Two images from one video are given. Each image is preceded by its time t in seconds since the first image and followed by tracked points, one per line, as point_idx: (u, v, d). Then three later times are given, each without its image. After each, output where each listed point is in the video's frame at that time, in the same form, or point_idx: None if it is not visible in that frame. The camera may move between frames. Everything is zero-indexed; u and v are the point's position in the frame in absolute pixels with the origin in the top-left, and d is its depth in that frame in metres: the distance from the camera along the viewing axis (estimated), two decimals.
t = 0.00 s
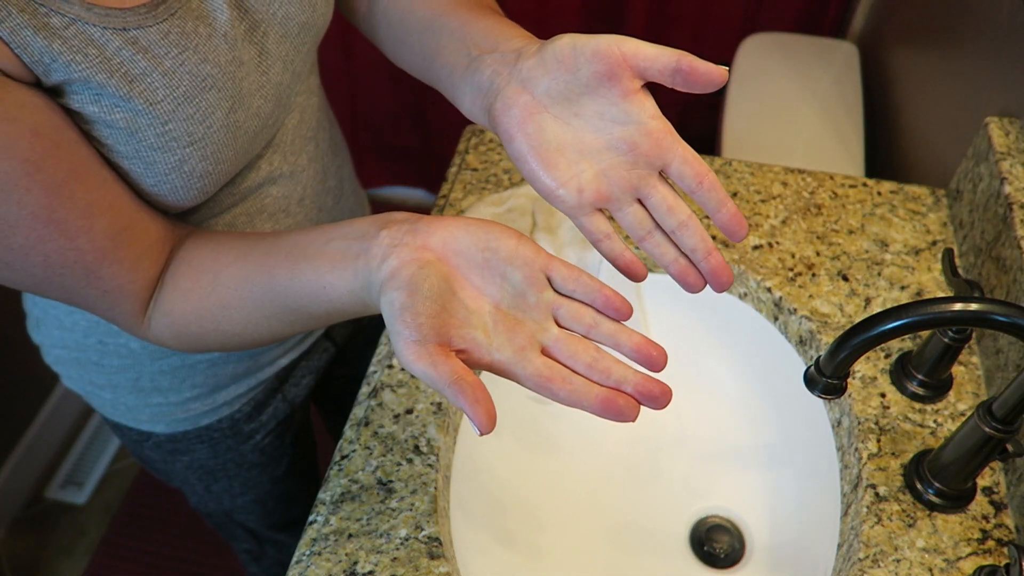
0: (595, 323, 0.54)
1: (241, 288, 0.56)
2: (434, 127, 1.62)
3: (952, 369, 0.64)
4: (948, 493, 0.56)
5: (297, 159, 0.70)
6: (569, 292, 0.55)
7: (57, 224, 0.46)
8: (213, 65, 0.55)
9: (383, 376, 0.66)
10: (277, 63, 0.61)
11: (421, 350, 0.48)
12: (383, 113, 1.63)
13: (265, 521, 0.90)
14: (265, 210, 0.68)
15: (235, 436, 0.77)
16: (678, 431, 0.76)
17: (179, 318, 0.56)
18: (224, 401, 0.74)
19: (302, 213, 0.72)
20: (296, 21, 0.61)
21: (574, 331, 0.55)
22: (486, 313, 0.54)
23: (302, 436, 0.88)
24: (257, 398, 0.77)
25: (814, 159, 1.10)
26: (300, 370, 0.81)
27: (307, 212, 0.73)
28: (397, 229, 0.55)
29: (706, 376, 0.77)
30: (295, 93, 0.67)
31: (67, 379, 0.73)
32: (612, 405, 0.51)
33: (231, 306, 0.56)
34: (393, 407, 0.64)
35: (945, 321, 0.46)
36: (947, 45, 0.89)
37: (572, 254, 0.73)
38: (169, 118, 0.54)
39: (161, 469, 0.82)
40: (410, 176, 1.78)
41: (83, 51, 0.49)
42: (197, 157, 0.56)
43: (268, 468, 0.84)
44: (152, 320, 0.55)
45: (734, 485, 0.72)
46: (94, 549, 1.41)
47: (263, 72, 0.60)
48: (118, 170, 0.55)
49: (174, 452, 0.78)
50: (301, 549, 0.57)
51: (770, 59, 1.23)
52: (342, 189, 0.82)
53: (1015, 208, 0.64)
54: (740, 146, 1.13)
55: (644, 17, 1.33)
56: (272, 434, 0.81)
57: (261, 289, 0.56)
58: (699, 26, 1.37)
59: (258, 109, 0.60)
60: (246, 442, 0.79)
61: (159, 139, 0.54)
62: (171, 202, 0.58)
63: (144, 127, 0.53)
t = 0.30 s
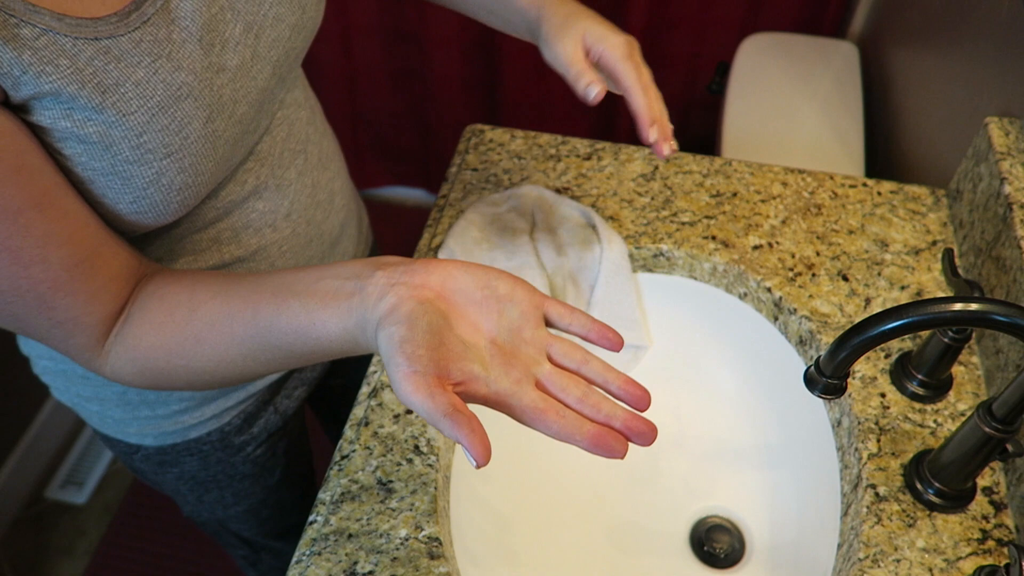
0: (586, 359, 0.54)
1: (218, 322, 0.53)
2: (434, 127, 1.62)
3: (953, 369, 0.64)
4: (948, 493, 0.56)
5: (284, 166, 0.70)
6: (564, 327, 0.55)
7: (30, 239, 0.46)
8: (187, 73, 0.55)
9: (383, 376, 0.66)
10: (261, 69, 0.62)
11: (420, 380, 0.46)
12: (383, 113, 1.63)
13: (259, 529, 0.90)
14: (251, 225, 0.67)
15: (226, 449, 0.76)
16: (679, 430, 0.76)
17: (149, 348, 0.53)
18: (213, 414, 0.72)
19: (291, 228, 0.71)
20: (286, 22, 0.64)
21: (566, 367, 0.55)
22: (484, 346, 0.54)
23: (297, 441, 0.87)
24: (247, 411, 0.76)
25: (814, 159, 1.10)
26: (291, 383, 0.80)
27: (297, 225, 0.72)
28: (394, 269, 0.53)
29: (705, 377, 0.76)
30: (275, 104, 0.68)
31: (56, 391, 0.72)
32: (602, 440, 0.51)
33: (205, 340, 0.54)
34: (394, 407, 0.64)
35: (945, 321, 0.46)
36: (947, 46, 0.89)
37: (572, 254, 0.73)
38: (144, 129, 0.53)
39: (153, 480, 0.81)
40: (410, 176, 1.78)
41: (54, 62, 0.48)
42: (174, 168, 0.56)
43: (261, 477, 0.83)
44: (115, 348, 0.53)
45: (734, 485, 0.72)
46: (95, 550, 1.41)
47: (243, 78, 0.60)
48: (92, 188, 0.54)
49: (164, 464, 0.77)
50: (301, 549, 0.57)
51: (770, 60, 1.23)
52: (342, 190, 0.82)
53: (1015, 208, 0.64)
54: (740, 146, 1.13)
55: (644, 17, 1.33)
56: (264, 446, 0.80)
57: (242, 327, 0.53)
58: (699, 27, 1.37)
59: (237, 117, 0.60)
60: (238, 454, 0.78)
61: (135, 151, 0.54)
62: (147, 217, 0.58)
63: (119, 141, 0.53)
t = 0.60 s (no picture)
0: (579, 378, 0.54)
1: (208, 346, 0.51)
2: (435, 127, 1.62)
3: (952, 369, 0.64)
4: (948, 493, 0.56)
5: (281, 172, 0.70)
6: (555, 350, 0.55)
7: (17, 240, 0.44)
8: (186, 88, 0.54)
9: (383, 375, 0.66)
10: (257, 90, 0.62)
11: (434, 396, 0.45)
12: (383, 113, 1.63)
13: (256, 538, 0.89)
14: (237, 239, 0.66)
15: (220, 462, 0.75)
16: (679, 430, 0.76)
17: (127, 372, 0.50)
18: (204, 428, 0.71)
19: (280, 237, 0.70)
20: (283, 43, 0.64)
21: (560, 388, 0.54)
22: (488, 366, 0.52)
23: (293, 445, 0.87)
24: (239, 423, 0.74)
25: (814, 159, 1.10)
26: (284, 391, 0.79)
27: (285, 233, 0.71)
28: (400, 300, 0.53)
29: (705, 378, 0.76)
30: (266, 121, 0.67)
31: (41, 414, 0.71)
32: (601, 450, 0.50)
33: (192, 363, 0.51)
34: (393, 406, 0.64)
35: (946, 320, 0.46)
36: (947, 46, 0.89)
37: (571, 253, 0.73)
38: (140, 144, 0.52)
39: (146, 496, 0.80)
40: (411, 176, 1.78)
41: (52, 73, 0.47)
42: (168, 184, 0.55)
43: (256, 488, 0.82)
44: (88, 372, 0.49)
45: (734, 485, 0.72)
46: (95, 550, 1.41)
47: (239, 96, 0.60)
48: (82, 205, 0.53)
49: (157, 482, 0.75)
50: (301, 549, 0.57)
51: (770, 60, 1.23)
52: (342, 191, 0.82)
53: (1015, 208, 0.64)
54: (741, 146, 1.13)
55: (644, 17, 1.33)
56: (259, 455, 0.79)
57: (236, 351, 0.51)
58: (698, 27, 1.38)
59: (232, 134, 0.60)
60: (233, 466, 0.76)
61: (129, 167, 0.53)
62: (135, 236, 0.57)
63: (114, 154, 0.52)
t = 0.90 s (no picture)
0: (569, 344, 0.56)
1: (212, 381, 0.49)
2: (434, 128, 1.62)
3: (952, 369, 0.64)
4: (947, 493, 0.56)
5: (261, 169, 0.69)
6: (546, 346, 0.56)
7: None
8: (166, 102, 0.54)
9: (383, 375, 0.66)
10: (241, 106, 0.61)
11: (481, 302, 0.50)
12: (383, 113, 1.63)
13: (247, 551, 0.89)
14: (217, 253, 0.65)
15: (205, 480, 0.75)
16: (679, 430, 0.76)
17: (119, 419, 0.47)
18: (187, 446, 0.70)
19: (261, 254, 0.69)
20: (269, 61, 0.63)
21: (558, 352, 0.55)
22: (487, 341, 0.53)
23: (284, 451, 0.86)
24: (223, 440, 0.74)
25: (813, 159, 1.10)
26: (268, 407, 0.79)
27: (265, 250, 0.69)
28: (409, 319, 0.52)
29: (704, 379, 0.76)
30: (251, 136, 0.66)
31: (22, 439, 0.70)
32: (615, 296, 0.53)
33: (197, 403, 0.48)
34: (394, 406, 0.64)
35: (946, 321, 0.46)
36: (947, 47, 0.89)
37: (573, 259, 0.71)
38: (118, 159, 0.51)
39: (133, 515, 0.80)
40: (410, 176, 1.78)
41: (31, 85, 0.46)
42: (147, 201, 0.54)
43: (244, 504, 0.82)
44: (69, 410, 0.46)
45: (734, 485, 0.72)
46: (95, 550, 1.41)
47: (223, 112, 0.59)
48: (59, 225, 0.52)
49: (142, 500, 0.75)
50: (301, 549, 0.57)
51: (770, 59, 1.23)
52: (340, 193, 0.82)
53: (1015, 208, 0.64)
54: (740, 145, 1.13)
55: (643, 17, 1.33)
56: (245, 472, 0.78)
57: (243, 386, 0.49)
58: (697, 27, 1.38)
59: (214, 149, 0.59)
60: (219, 483, 0.76)
61: (107, 182, 0.52)
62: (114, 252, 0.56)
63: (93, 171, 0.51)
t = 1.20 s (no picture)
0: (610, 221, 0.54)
1: (291, 343, 0.42)
2: (435, 128, 1.62)
3: (952, 369, 0.64)
4: (948, 493, 0.56)
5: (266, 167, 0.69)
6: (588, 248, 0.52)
7: None
8: (162, 76, 0.52)
9: (382, 375, 0.66)
10: (236, 83, 0.59)
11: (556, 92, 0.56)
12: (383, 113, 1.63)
13: (249, 556, 0.89)
14: (220, 250, 0.65)
15: (208, 487, 0.74)
16: (679, 430, 0.76)
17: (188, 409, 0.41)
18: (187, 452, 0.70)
19: (262, 255, 0.69)
20: (259, 39, 0.61)
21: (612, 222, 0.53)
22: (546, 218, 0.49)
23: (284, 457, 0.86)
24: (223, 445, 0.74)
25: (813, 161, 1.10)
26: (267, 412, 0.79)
27: (267, 252, 0.69)
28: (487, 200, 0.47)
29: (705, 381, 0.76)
30: (246, 124, 0.65)
31: (23, 445, 0.71)
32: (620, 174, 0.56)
33: (275, 372, 0.42)
34: (394, 407, 0.64)
35: (946, 320, 0.46)
36: (948, 46, 0.89)
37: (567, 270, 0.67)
38: (118, 131, 0.50)
39: (136, 523, 0.80)
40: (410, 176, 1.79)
41: (26, 53, 0.45)
42: (148, 175, 0.53)
43: (248, 510, 0.82)
44: (109, 422, 0.40)
45: (734, 485, 0.72)
46: (95, 550, 1.41)
47: (219, 89, 0.58)
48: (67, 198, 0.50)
49: (144, 508, 0.75)
50: (301, 549, 0.57)
51: (770, 60, 1.23)
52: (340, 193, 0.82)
53: (1015, 208, 0.64)
54: (741, 146, 1.13)
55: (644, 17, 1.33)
56: (248, 479, 0.78)
57: (331, 335, 0.43)
58: (698, 27, 1.38)
59: (213, 126, 0.58)
60: (221, 490, 0.76)
61: (108, 155, 0.50)
62: (118, 228, 0.54)
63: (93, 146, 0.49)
